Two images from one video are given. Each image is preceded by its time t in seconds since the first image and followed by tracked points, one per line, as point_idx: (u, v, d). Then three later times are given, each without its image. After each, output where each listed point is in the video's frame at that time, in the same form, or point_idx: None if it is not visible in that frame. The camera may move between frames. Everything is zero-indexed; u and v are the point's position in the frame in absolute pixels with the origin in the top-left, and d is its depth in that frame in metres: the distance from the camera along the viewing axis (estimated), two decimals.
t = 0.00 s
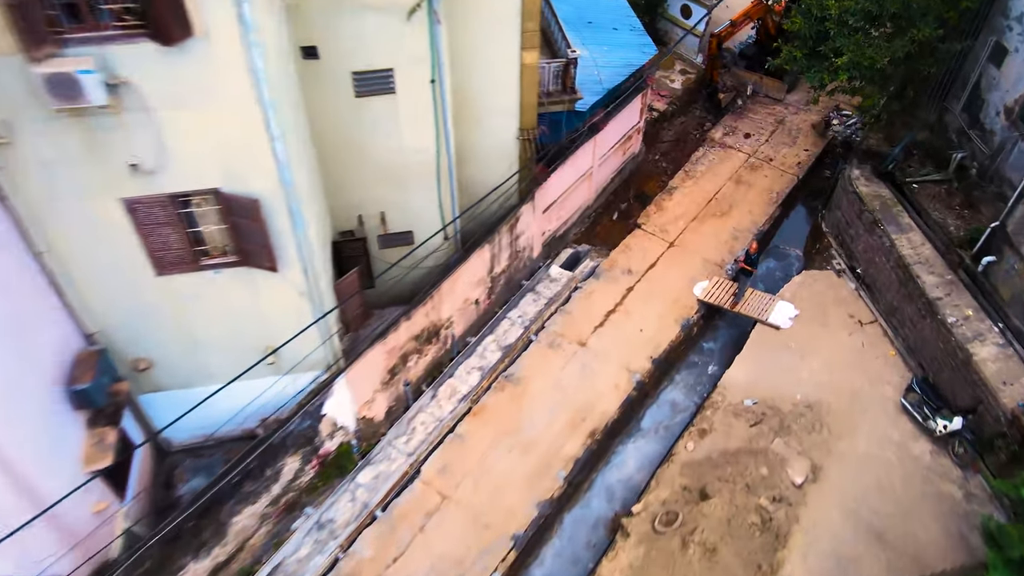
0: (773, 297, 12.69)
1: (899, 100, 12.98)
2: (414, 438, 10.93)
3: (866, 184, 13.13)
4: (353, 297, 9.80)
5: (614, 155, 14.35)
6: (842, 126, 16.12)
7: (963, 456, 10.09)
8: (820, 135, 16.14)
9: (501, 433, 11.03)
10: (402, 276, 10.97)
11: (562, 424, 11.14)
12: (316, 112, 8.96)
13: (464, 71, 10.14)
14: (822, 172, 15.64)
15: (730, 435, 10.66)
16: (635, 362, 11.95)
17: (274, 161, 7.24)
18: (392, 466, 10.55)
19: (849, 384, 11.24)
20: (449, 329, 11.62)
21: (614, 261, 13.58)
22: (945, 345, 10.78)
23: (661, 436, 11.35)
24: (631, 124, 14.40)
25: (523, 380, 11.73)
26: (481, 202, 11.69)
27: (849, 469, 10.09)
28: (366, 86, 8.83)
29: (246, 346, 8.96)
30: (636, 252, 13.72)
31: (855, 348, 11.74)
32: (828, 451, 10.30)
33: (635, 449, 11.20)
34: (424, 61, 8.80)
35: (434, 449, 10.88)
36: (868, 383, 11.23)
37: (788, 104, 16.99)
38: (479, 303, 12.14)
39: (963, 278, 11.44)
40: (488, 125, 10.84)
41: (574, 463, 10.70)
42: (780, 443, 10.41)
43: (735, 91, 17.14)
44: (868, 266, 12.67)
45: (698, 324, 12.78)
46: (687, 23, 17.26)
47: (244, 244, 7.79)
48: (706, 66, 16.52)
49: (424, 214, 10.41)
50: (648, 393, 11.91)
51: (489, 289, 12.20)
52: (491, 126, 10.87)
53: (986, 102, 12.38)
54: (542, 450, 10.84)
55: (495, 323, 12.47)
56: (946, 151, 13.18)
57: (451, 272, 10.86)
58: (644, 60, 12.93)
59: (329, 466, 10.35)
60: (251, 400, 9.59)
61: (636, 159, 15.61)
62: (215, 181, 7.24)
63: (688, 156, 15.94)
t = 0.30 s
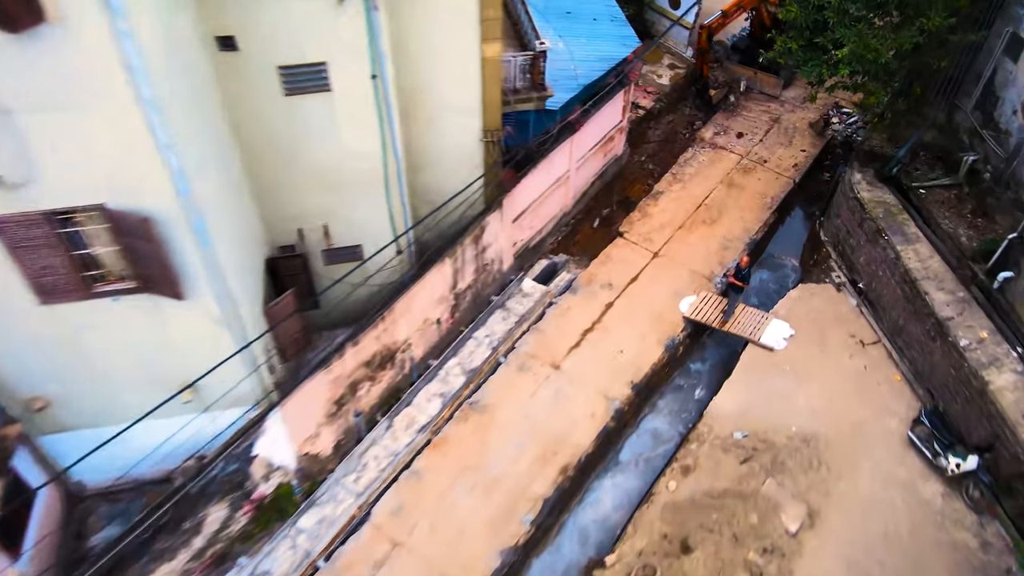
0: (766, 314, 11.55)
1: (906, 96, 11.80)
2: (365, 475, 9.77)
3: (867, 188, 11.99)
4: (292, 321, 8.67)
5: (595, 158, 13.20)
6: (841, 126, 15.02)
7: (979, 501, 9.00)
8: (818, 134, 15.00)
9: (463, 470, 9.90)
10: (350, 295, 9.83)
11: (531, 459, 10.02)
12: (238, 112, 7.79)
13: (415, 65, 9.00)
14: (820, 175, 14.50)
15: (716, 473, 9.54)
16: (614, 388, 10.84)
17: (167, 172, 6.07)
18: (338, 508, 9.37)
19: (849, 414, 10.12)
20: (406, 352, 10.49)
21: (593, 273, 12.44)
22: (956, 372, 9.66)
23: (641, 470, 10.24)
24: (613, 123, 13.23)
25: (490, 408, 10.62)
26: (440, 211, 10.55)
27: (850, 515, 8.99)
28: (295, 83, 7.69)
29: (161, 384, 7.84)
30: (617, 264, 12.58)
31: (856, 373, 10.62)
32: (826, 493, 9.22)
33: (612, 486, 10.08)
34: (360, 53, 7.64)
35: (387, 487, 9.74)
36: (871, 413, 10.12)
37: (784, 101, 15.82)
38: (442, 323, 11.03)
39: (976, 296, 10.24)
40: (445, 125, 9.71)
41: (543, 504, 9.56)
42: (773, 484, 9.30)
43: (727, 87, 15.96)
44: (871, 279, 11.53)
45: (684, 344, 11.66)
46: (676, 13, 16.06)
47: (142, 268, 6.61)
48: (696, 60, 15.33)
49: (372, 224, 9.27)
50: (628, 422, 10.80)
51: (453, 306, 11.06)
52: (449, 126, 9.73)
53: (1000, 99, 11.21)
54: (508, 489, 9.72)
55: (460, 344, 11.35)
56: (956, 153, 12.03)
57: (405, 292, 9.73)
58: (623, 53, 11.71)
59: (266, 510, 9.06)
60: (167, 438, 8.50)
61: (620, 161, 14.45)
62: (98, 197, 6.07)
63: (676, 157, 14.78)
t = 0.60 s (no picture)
0: (759, 332, 10.46)
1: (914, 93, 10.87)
2: (308, 518, 8.68)
3: (870, 193, 10.96)
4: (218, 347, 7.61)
5: (573, 159, 12.11)
6: (841, 123, 13.98)
7: (998, 550, 7.90)
8: (817, 131, 13.89)
9: (417, 511, 8.81)
10: (289, 315, 8.73)
11: (494, 499, 8.94)
12: (137, 111, 6.67)
13: (355, 56, 7.90)
14: (819, 177, 13.42)
15: (701, 518, 8.50)
16: (589, 416, 9.76)
17: (17, 185, 4.95)
18: (275, 557, 8.28)
19: (851, 447, 9.06)
20: (356, 378, 9.40)
21: (570, 286, 11.36)
22: (970, 402, 8.60)
23: (618, 509, 9.25)
24: (592, 121, 12.11)
25: (451, 439, 9.53)
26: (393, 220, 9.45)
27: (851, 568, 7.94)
28: (204, 77, 6.57)
29: (50, 425, 6.64)
30: (596, 275, 11.50)
31: (858, 400, 9.55)
32: (825, 541, 8.20)
33: (586, 528, 9.07)
34: (278, 41, 6.52)
35: (331, 532, 8.63)
36: (875, 445, 9.05)
37: (779, 97, 14.70)
38: (398, 344, 9.95)
39: (992, 314, 9.17)
40: (394, 124, 8.62)
41: (507, 551, 8.46)
42: (764, 532, 8.32)
43: (717, 81, 14.84)
44: (873, 293, 10.47)
45: (669, 365, 10.59)
46: (662, 2, 14.91)
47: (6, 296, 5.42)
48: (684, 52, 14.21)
49: (309, 236, 8.16)
50: (604, 454, 9.74)
51: (410, 324, 9.97)
52: (398, 125, 8.64)
53: (1018, 96, 10.08)
54: (467, 533, 8.62)
55: (420, 366, 10.27)
56: (967, 154, 10.93)
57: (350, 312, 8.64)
58: (600, 44, 10.54)
59: (190, 561, 7.95)
60: (60, 485, 7.18)
61: (601, 162, 13.35)
62: None
63: (663, 157, 13.68)
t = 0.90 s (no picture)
0: (755, 348, 9.44)
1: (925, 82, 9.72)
2: (243, 564, 7.63)
3: (876, 193, 9.98)
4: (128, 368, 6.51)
5: (551, 157, 11.09)
6: (842, 118, 13.07)
7: None
8: (817, 127, 12.90)
9: (369, 554, 7.77)
10: (222, 333, 7.67)
11: (457, 539, 7.92)
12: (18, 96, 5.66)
13: (292, 40, 6.83)
14: (819, 176, 12.52)
15: (689, 562, 7.52)
16: (565, 443, 8.73)
17: None
18: None
19: (858, 479, 8.07)
20: (303, 403, 8.36)
21: (547, 297, 10.34)
22: (993, 428, 7.61)
23: (597, 549, 8.25)
24: (573, 115, 11.09)
25: (411, 470, 8.51)
26: (344, 225, 8.38)
27: None
28: (94, 58, 5.54)
29: None
30: (576, 284, 10.49)
31: (865, 425, 8.55)
32: None
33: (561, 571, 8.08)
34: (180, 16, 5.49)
35: None
36: (885, 478, 8.07)
37: (776, 90, 13.71)
38: (353, 363, 8.93)
39: (1015, 326, 8.22)
40: (341, 118, 7.57)
41: None
42: None
43: (709, 74, 13.83)
44: (881, 304, 9.46)
45: (655, 384, 9.58)
46: None
47: None
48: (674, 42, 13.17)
49: (239, 246, 7.09)
50: (583, 485, 8.73)
51: (366, 341, 8.95)
52: (345, 119, 7.59)
53: None
54: None
55: (379, 388, 9.23)
56: (982, 150, 9.93)
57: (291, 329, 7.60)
58: (579, 30, 9.51)
59: None
60: None
61: (584, 161, 12.34)
62: None
63: (651, 155, 12.67)
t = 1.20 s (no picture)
0: (752, 361, 8.54)
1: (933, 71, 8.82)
2: None
3: (882, 190, 9.13)
4: (19, 392, 5.57)
5: (530, 154, 10.18)
6: (843, 114, 12.25)
7: None
8: (816, 123, 12.06)
9: None
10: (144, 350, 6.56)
11: None
12: None
13: (216, 11, 5.93)
14: (819, 175, 11.69)
15: None
16: (542, 469, 7.80)
17: None
18: None
19: (871, 510, 7.17)
20: (246, 427, 7.43)
21: (525, 306, 9.44)
22: None
23: None
24: (552, 109, 10.19)
25: (369, 502, 7.58)
26: (293, 229, 7.37)
27: None
28: None
29: None
30: (557, 292, 9.58)
31: (876, 448, 7.66)
32: None
33: None
34: None
35: None
36: (901, 508, 7.18)
37: (771, 86, 12.88)
38: (306, 382, 8.00)
39: None
40: (283, 105, 6.64)
41: None
42: None
43: (701, 68, 12.98)
44: (892, 312, 8.58)
45: (643, 402, 8.66)
46: None
47: None
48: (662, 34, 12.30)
49: (159, 247, 6.14)
50: (563, 517, 7.80)
51: (320, 357, 8.02)
52: (289, 106, 6.66)
53: None
54: None
55: (335, 408, 8.27)
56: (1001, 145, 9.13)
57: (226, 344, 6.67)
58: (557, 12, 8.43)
59: None
60: None
61: (567, 160, 11.45)
62: None
63: (639, 154, 11.80)
